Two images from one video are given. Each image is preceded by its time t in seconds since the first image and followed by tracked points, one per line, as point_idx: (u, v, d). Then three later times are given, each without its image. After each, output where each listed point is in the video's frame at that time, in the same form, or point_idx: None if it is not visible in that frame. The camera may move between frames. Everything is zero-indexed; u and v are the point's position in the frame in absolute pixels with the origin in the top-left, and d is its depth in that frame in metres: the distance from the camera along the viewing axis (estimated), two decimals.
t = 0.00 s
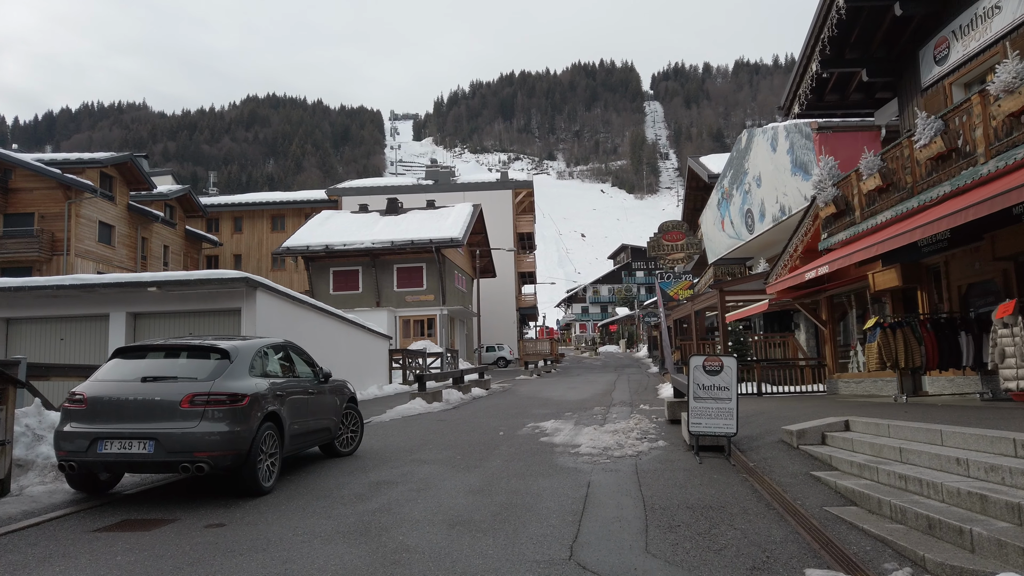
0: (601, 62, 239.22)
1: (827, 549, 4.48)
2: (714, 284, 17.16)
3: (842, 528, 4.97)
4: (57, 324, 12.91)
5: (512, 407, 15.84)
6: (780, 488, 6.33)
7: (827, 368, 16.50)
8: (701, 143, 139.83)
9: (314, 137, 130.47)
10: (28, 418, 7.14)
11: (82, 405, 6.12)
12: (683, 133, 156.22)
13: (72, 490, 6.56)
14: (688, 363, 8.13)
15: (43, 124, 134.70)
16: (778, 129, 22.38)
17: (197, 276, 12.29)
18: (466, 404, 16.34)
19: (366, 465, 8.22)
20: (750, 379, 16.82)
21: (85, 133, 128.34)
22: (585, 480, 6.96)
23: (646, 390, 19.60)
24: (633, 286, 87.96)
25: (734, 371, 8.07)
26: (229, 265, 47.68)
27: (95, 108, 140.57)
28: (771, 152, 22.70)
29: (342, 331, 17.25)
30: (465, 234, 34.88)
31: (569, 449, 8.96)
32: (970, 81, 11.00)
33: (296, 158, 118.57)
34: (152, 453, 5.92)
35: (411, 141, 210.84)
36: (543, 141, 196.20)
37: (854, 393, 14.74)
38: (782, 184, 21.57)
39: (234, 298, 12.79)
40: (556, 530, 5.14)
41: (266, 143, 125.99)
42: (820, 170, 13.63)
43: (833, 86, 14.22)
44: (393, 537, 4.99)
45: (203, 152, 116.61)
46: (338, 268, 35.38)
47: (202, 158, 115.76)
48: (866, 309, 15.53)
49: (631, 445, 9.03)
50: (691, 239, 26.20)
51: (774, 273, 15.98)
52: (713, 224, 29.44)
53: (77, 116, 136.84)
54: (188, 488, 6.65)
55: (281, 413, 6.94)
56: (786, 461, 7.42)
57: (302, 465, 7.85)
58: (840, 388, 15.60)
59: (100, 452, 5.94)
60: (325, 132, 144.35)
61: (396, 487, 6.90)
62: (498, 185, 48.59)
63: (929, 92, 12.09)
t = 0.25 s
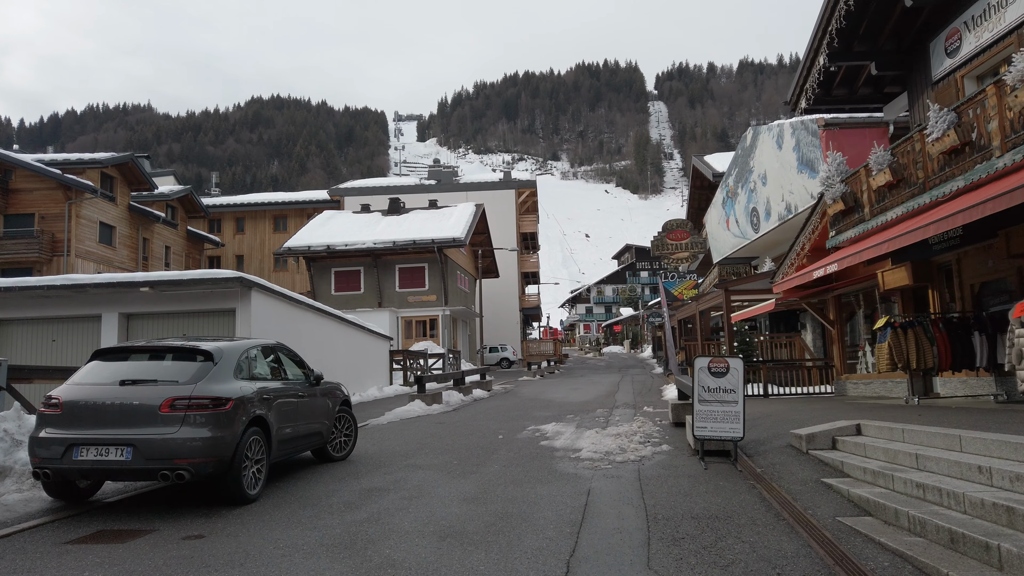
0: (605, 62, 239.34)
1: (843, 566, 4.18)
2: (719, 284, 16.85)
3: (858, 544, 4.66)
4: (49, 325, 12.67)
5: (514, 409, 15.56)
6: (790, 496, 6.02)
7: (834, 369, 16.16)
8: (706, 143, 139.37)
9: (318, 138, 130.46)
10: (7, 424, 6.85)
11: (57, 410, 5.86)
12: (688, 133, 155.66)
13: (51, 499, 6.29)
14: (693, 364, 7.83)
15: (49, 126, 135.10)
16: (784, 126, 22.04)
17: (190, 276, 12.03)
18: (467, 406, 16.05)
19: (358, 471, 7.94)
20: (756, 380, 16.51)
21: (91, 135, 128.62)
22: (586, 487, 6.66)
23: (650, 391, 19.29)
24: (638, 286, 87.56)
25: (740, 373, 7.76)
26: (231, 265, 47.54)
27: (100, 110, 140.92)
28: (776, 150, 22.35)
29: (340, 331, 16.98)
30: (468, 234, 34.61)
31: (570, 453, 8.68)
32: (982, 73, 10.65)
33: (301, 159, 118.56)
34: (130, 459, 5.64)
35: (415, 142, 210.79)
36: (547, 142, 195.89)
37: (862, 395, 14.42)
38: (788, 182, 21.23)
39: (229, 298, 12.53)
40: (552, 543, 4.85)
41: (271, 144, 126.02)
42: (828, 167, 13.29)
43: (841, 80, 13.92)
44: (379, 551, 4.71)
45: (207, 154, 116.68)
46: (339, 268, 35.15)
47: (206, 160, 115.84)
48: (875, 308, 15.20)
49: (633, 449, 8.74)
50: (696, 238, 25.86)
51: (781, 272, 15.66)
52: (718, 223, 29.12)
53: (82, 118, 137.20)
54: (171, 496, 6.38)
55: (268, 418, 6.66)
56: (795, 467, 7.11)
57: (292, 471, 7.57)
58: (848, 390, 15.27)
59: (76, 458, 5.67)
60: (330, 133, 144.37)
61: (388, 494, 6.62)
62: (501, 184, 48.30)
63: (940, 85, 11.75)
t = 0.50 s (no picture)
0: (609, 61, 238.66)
1: None
2: (724, 281, 16.54)
3: (875, 552, 4.37)
4: (42, 323, 12.45)
5: (515, 408, 15.28)
6: (802, 500, 5.73)
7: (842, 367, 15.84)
8: (711, 141, 138.82)
9: (322, 138, 130.38)
10: None
11: (33, 410, 5.61)
12: (692, 132, 155.08)
13: (30, 503, 6.04)
14: (698, 363, 7.54)
15: (54, 126, 135.40)
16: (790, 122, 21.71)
17: (184, 273, 11.78)
18: (468, 406, 15.78)
19: (352, 473, 7.67)
20: (762, 379, 16.20)
21: (96, 135, 128.82)
22: (587, 490, 6.37)
23: (654, 391, 18.99)
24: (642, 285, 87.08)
25: (748, 372, 7.47)
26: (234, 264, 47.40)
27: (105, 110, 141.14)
28: (783, 146, 22.01)
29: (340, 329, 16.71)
30: (470, 232, 34.33)
31: (571, 454, 8.40)
32: (996, 63, 10.32)
33: (305, 159, 118.51)
34: (107, 462, 5.39)
35: (419, 141, 210.69)
36: (551, 141, 195.51)
37: (872, 394, 14.11)
38: (795, 178, 20.91)
39: (223, 295, 12.28)
40: (549, 550, 4.58)
41: (275, 144, 126.05)
42: (836, 160, 12.98)
43: (849, 73, 13.59)
44: (367, 560, 4.45)
45: (212, 153, 116.69)
46: (341, 267, 34.91)
47: (211, 160, 115.86)
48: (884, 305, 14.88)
49: (637, 450, 8.46)
50: (701, 235, 25.53)
51: (788, 268, 15.34)
52: (723, 220, 28.78)
53: (87, 118, 137.50)
54: (154, 499, 6.12)
55: (256, 419, 6.40)
56: (805, 470, 6.81)
57: (282, 473, 7.29)
58: (857, 389, 14.95)
59: (51, 461, 5.43)
60: (334, 133, 144.30)
61: (381, 497, 6.35)
62: (504, 182, 48.01)
63: (952, 76, 11.42)
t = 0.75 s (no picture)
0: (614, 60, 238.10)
1: None
2: (731, 279, 16.23)
3: (900, 564, 4.07)
4: (35, 322, 12.21)
5: (518, 408, 14.98)
6: (818, 507, 5.44)
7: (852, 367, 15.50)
8: (716, 140, 138.25)
9: (326, 138, 130.30)
10: None
11: (9, 412, 5.35)
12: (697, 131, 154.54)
13: (9, 508, 5.78)
14: (707, 362, 7.24)
15: (59, 127, 135.67)
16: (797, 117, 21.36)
17: (180, 270, 11.51)
18: (470, 406, 15.49)
19: (347, 476, 7.40)
20: (769, 378, 15.87)
21: (101, 135, 128.98)
22: (590, 495, 6.07)
23: (659, 390, 18.68)
24: (647, 284, 86.63)
25: (758, 371, 7.16)
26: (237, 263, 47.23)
27: (110, 111, 141.34)
28: (790, 141, 21.67)
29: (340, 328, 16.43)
30: (473, 231, 34.04)
31: (574, 457, 8.11)
32: (1013, 53, 9.96)
33: (309, 158, 118.42)
34: (85, 466, 5.12)
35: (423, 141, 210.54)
36: (555, 140, 195.11)
37: (882, 394, 13.78)
38: (802, 174, 20.57)
39: (219, 293, 12.02)
40: (549, 562, 4.29)
41: (280, 144, 126.06)
42: (847, 154, 12.64)
43: (859, 64, 13.26)
44: (356, 571, 4.18)
45: (216, 153, 116.69)
46: (344, 266, 34.66)
47: (215, 159, 115.84)
48: (896, 303, 14.54)
49: (643, 452, 8.17)
50: (706, 233, 25.19)
51: (796, 265, 15.01)
52: (729, 218, 28.43)
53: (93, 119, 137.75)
54: (139, 504, 5.86)
55: (245, 420, 6.13)
56: (820, 473, 6.51)
57: (274, 476, 7.03)
58: (867, 389, 14.63)
59: (27, 465, 5.16)
60: (338, 133, 144.22)
61: (375, 502, 6.06)
62: (507, 181, 47.69)
63: (967, 66, 11.08)
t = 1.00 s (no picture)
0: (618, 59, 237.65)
1: None
2: (738, 276, 15.92)
3: None
4: (28, 320, 12.00)
5: (520, 408, 14.69)
6: (832, 513, 5.15)
7: (861, 365, 15.18)
8: (721, 139, 137.69)
9: (330, 138, 130.26)
10: None
11: None
12: (702, 130, 154.01)
13: None
14: (714, 360, 6.96)
15: (65, 127, 135.98)
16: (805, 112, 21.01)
17: (174, 267, 11.26)
18: (471, 406, 15.22)
19: (341, 478, 7.13)
20: (777, 378, 15.55)
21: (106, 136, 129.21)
22: (593, 499, 5.79)
23: (664, 390, 18.38)
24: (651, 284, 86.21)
25: (768, 369, 6.86)
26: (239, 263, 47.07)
27: (115, 111, 141.61)
28: (797, 137, 21.32)
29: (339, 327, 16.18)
30: (476, 229, 33.77)
31: (577, 458, 7.83)
32: None
33: (313, 158, 118.38)
34: (60, 469, 4.87)
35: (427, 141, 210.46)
36: (560, 139, 194.72)
37: (893, 393, 13.45)
38: (810, 170, 20.22)
39: (215, 290, 11.77)
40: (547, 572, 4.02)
41: (284, 144, 126.08)
42: (857, 147, 12.33)
43: (869, 56, 12.94)
44: None
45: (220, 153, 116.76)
46: (346, 264, 34.41)
47: (219, 159, 115.88)
48: (908, 301, 14.21)
49: (648, 453, 7.88)
50: (712, 230, 24.86)
51: (804, 262, 14.69)
52: (735, 216, 28.08)
53: (98, 119, 138.04)
54: (120, 508, 5.61)
55: (232, 420, 5.87)
56: (833, 476, 6.21)
57: (264, 479, 6.76)
58: (877, 388, 14.30)
59: None
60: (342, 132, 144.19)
61: (367, 506, 5.80)
62: (511, 179, 47.38)
63: (981, 56, 10.75)
